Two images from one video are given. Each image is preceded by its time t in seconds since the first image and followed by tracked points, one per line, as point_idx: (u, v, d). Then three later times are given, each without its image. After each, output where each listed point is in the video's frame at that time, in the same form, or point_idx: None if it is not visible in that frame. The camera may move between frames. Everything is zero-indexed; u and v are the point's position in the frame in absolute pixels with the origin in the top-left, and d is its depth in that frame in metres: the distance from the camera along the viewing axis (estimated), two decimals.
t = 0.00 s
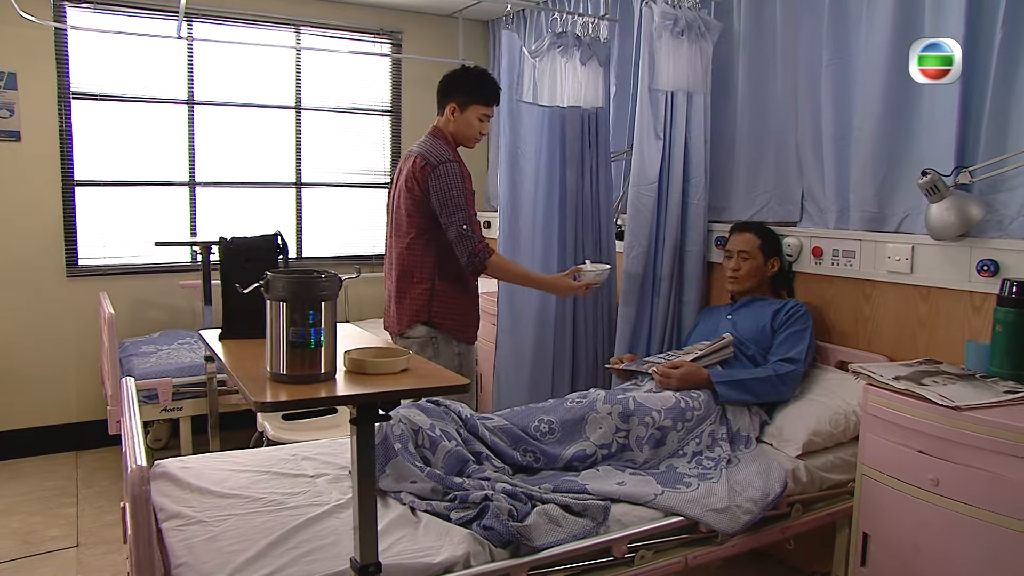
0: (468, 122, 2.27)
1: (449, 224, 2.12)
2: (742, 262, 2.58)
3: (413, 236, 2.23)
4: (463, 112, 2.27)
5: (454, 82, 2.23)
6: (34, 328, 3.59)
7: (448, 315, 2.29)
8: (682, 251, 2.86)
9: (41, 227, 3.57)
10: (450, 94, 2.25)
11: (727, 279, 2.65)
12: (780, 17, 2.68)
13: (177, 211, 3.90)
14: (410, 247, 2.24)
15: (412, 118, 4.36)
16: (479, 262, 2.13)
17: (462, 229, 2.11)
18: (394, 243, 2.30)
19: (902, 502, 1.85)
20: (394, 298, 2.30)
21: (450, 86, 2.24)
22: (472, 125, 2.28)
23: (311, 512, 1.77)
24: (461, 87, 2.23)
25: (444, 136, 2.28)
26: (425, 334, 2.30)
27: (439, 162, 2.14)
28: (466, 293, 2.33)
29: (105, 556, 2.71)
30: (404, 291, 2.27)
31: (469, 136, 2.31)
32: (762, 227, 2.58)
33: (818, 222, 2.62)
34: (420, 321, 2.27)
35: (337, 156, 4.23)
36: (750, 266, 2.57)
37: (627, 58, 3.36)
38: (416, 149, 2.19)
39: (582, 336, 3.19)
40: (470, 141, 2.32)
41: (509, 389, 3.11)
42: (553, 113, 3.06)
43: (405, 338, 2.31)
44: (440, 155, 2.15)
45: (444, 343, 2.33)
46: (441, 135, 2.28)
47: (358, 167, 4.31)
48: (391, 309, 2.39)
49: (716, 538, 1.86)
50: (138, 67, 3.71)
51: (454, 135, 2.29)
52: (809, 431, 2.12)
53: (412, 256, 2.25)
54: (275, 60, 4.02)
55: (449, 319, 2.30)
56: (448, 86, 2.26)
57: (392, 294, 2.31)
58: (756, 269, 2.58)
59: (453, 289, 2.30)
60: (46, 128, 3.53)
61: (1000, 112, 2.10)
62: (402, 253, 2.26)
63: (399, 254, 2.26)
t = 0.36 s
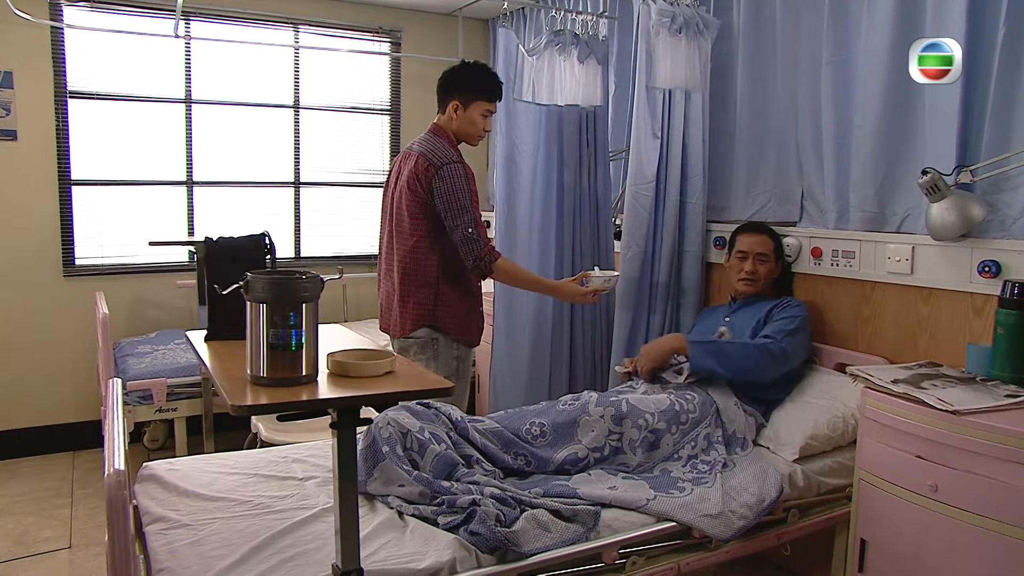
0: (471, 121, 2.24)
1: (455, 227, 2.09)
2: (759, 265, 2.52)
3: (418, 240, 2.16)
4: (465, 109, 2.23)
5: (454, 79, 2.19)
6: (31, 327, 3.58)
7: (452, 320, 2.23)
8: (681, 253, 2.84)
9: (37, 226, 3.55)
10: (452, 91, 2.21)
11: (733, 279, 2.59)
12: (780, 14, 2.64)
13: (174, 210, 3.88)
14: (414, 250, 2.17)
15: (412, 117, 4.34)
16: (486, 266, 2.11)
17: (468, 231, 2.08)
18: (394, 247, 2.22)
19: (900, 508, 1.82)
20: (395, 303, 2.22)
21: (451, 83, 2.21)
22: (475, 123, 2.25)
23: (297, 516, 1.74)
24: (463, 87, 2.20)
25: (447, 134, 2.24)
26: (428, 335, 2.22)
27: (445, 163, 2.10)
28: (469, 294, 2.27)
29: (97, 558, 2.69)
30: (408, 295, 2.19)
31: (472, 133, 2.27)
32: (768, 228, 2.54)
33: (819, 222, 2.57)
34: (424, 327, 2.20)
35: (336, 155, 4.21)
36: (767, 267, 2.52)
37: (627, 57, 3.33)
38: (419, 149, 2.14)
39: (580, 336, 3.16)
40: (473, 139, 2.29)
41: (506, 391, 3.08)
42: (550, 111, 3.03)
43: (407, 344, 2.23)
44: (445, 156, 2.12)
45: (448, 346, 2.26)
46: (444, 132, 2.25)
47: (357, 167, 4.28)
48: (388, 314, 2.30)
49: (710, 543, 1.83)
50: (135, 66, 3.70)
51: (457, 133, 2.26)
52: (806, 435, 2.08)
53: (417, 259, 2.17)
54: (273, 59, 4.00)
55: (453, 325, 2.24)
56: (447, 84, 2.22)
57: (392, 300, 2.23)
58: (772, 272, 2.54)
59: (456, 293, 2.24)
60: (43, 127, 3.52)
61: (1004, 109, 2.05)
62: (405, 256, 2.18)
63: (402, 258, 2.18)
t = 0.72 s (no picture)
0: (471, 120, 2.21)
1: (451, 229, 2.06)
2: (761, 265, 2.49)
3: (413, 241, 2.13)
4: (464, 108, 2.20)
5: (451, 78, 2.15)
6: (30, 327, 3.58)
7: (447, 323, 2.21)
8: (681, 254, 2.81)
9: (36, 225, 3.55)
10: (449, 91, 2.17)
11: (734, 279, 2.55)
12: (782, 11, 2.61)
13: (174, 209, 3.87)
14: (409, 251, 2.14)
15: (413, 116, 4.31)
16: (480, 270, 2.08)
17: (463, 234, 2.05)
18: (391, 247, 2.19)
19: (899, 513, 1.78)
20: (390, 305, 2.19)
21: (449, 83, 2.17)
22: (474, 122, 2.21)
23: (286, 519, 1.72)
24: (460, 87, 2.17)
25: (447, 134, 2.21)
26: (425, 335, 2.20)
27: (442, 164, 2.07)
28: (465, 296, 2.24)
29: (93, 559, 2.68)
30: (403, 297, 2.16)
31: (473, 132, 2.24)
32: (768, 227, 2.51)
33: (820, 223, 2.54)
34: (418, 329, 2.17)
35: (336, 154, 4.20)
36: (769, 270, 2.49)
37: (628, 55, 3.30)
38: (417, 149, 2.11)
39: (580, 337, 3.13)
40: (473, 137, 2.25)
41: (504, 392, 3.06)
42: (549, 110, 3.00)
43: (401, 346, 2.20)
44: (442, 157, 2.08)
45: (443, 349, 2.22)
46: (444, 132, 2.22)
47: (357, 166, 4.26)
48: (384, 314, 2.27)
49: (706, 548, 1.80)
50: (135, 65, 3.69)
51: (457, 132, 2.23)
52: (806, 438, 2.04)
53: (412, 261, 2.14)
54: (273, 58, 3.98)
55: (448, 327, 2.21)
56: (445, 84, 2.18)
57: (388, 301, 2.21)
58: (772, 273, 2.50)
59: (452, 296, 2.21)
60: (42, 127, 3.51)
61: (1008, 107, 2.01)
62: (401, 257, 2.15)
63: (398, 259, 2.16)
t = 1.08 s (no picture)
0: (470, 118, 2.17)
1: (446, 230, 2.04)
2: (765, 265, 2.46)
3: (410, 241, 2.11)
4: (461, 107, 2.16)
5: (447, 76, 2.12)
6: (33, 326, 3.58)
7: (444, 325, 2.18)
8: (682, 254, 2.79)
9: (37, 224, 3.55)
10: (445, 90, 2.14)
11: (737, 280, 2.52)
12: (784, 9, 2.57)
13: (175, 209, 3.86)
14: (405, 252, 2.12)
15: (415, 116, 4.29)
16: (476, 272, 2.06)
17: (459, 235, 2.03)
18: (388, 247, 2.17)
19: (900, 519, 1.75)
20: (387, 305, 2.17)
21: (445, 82, 2.14)
22: (473, 121, 2.18)
23: (277, 522, 1.70)
24: (456, 86, 2.14)
25: (445, 133, 2.17)
26: (422, 337, 2.17)
27: (438, 163, 2.05)
28: (463, 297, 2.20)
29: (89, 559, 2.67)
30: (399, 298, 2.13)
31: (472, 131, 2.20)
32: (771, 227, 2.47)
33: (824, 223, 2.51)
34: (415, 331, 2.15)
35: (338, 154, 4.18)
36: (774, 270, 2.46)
37: (630, 53, 3.27)
38: (414, 148, 2.09)
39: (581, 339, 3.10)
40: (473, 135, 2.21)
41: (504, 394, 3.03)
42: (549, 109, 2.97)
43: (398, 347, 2.18)
44: (439, 156, 2.06)
45: (439, 351, 2.20)
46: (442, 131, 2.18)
47: (359, 166, 4.25)
48: (381, 315, 2.25)
49: (703, 554, 1.77)
50: (136, 65, 3.68)
51: (456, 131, 2.19)
52: (806, 442, 1.99)
53: (409, 261, 2.12)
54: (274, 57, 3.97)
55: (446, 329, 2.18)
56: (441, 83, 2.15)
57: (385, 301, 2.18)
58: (775, 273, 2.47)
59: (450, 297, 2.19)
60: (43, 126, 3.51)
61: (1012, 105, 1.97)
62: (397, 258, 2.13)
63: (394, 259, 2.13)
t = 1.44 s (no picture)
0: (480, 118, 2.14)
1: (444, 232, 2.01)
2: (767, 265, 2.42)
3: (407, 240, 2.09)
4: (471, 107, 2.13)
5: (453, 78, 2.10)
6: (36, 325, 3.58)
7: (433, 329, 2.14)
8: (683, 255, 2.76)
9: (39, 224, 3.55)
10: (454, 90, 2.12)
11: (738, 280, 2.49)
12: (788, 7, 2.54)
13: (177, 209, 3.86)
14: (401, 250, 2.09)
15: (417, 115, 4.28)
16: (468, 279, 2.02)
17: (456, 238, 2.00)
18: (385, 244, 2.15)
19: (901, 524, 1.72)
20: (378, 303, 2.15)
21: (451, 83, 2.12)
22: (483, 120, 2.15)
23: (269, 525, 1.68)
24: (464, 87, 2.11)
25: (455, 134, 2.15)
26: (411, 343, 2.14)
27: (444, 164, 2.02)
28: (455, 302, 2.17)
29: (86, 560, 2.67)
30: (390, 295, 2.11)
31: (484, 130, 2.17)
32: (773, 227, 2.44)
33: (827, 223, 2.47)
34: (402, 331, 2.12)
35: (341, 153, 4.16)
36: (776, 270, 2.42)
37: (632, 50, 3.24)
38: (421, 145, 2.07)
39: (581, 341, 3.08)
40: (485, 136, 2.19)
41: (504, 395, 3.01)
42: (550, 108, 2.94)
43: (384, 347, 2.15)
44: (446, 156, 2.04)
45: (430, 356, 2.18)
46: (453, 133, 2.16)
47: (361, 165, 4.23)
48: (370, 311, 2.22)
49: (701, 559, 1.75)
50: (138, 64, 3.68)
51: (467, 131, 2.16)
52: (807, 445, 1.97)
53: (403, 260, 2.09)
54: (276, 56, 3.96)
55: (435, 333, 2.15)
56: (448, 85, 2.13)
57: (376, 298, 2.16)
58: (777, 274, 2.43)
59: (441, 300, 2.15)
60: (45, 126, 3.51)
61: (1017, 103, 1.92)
62: (392, 255, 2.11)
63: (389, 256, 2.11)
